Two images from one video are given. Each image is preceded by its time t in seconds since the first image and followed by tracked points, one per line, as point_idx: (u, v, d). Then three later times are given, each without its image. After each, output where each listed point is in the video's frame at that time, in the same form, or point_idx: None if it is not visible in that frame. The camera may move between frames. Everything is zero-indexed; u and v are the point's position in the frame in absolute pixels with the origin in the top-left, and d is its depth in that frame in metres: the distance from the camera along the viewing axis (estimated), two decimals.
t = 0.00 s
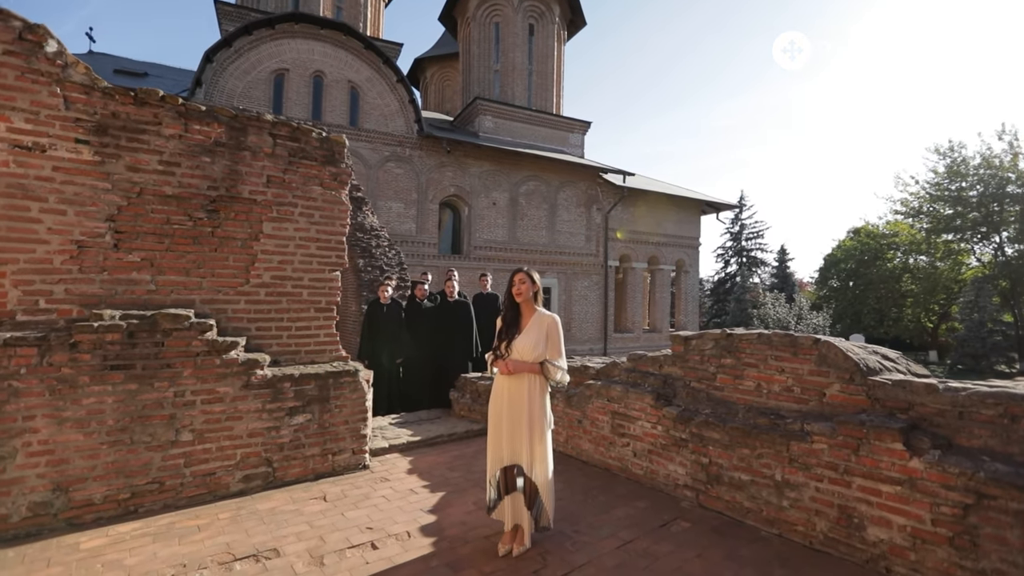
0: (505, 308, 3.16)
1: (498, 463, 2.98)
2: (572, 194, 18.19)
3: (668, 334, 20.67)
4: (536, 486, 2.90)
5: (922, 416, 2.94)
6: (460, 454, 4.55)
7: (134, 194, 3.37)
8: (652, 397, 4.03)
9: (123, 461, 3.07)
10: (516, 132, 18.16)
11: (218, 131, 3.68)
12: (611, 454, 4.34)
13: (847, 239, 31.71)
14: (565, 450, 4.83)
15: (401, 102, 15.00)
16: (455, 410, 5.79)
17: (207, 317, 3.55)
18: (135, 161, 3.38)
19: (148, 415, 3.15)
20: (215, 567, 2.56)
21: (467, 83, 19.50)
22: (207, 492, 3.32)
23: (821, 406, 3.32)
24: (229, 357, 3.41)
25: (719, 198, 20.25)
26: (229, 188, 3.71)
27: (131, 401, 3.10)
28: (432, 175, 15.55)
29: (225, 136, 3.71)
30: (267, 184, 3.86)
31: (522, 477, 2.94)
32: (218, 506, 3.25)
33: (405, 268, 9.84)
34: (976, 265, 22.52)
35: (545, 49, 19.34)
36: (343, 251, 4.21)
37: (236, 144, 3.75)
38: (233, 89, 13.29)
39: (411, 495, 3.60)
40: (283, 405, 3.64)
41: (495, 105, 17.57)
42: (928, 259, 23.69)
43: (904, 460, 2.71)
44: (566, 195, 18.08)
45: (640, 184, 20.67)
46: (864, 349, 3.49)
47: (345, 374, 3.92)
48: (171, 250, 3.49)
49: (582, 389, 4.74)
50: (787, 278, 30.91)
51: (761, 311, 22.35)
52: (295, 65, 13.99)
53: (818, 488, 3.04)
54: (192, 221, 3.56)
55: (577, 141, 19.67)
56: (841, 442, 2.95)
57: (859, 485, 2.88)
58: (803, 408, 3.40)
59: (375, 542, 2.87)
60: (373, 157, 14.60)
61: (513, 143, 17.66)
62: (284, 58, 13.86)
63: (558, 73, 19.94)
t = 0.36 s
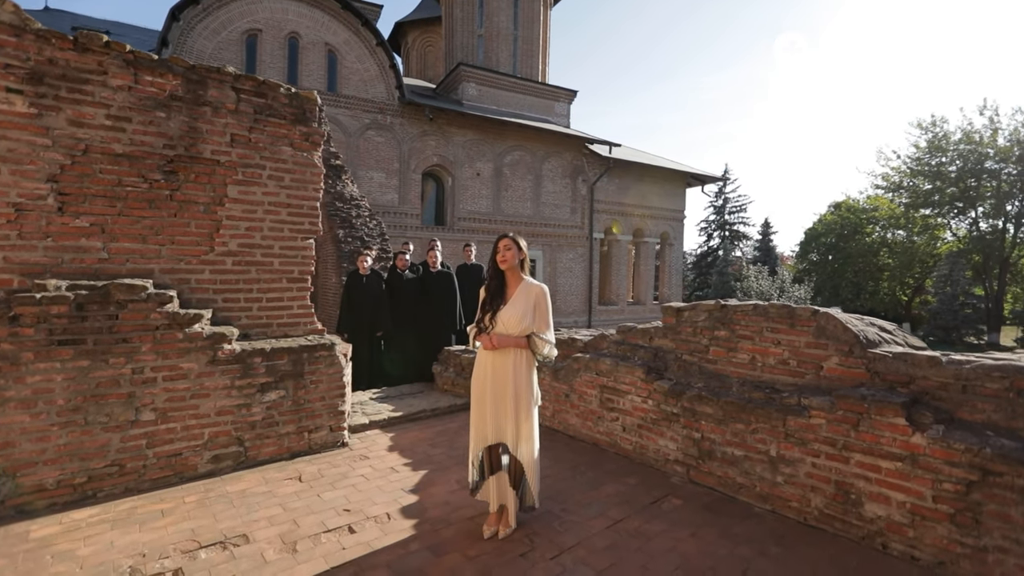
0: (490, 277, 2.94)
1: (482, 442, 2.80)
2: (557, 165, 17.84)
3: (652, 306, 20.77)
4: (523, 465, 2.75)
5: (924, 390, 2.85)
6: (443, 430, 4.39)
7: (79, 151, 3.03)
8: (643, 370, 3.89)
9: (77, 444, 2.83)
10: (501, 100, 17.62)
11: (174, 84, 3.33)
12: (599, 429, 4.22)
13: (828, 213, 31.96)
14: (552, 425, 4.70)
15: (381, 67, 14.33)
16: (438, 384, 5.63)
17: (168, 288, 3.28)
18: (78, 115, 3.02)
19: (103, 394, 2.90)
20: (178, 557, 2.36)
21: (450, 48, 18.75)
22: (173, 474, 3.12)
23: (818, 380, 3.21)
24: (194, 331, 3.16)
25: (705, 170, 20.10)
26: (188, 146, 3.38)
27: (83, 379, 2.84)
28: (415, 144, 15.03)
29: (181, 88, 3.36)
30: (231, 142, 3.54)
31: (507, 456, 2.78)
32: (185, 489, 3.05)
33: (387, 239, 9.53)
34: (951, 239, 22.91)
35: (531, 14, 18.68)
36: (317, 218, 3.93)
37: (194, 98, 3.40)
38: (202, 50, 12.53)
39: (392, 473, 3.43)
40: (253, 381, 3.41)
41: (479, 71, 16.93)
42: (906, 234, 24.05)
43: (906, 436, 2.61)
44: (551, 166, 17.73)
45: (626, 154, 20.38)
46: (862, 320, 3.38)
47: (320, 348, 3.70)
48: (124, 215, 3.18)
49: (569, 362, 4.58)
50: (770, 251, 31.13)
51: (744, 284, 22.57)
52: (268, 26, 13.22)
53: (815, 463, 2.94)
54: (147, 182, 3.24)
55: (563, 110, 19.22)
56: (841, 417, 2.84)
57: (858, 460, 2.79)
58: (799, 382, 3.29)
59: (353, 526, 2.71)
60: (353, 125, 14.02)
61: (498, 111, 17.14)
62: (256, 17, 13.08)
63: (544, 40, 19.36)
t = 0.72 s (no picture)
0: (475, 248, 2.69)
1: (467, 428, 2.60)
2: (542, 137, 17.42)
3: (636, 282, 20.74)
4: (512, 452, 2.56)
5: (932, 368, 2.72)
6: (427, 412, 4.19)
7: (7, 106, 2.66)
8: (637, 349, 3.72)
9: (19, 435, 2.55)
10: (484, 70, 17.02)
11: (118, 32, 2.95)
12: (590, 409, 4.07)
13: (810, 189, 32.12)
14: (540, 405, 4.54)
15: (358, 32, 13.61)
16: (421, 363, 5.41)
17: (120, 263, 2.96)
18: (4, 65, 2.64)
19: (48, 380, 2.61)
20: (134, 560, 2.14)
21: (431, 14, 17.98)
22: (132, 465, 2.87)
23: (820, 358, 3.07)
24: (150, 310, 2.87)
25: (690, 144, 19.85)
26: (137, 104, 3.02)
27: (23, 364, 2.54)
28: (395, 114, 14.46)
29: (126, 38, 2.97)
30: (187, 101, 3.18)
31: (494, 443, 2.59)
32: (145, 481, 2.80)
33: (367, 212, 9.15)
34: (928, 216, 23.18)
35: None
36: (287, 186, 3.61)
37: (142, 49, 3.02)
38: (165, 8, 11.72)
39: (372, 460, 3.23)
40: (220, 364, 3.15)
41: (461, 38, 16.24)
42: (884, 210, 24.34)
43: (916, 417, 2.49)
44: (535, 139, 17.30)
45: (611, 128, 20.01)
46: (865, 296, 3.23)
47: (293, 328, 3.43)
48: (65, 180, 2.83)
49: (558, 341, 4.39)
50: (753, 227, 31.26)
51: (728, 260, 22.68)
52: None
53: (817, 445, 2.82)
54: (91, 144, 2.89)
55: (548, 81, 18.71)
56: (847, 397, 2.71)
57: (863, 442, 2.67)
58: (800, 360, 3.15)
59: (330, 519, 2.50)
60: (330, 94, 13.38)
61: (481, 81, 16.57)
62: None
63: (528, 7, 18.76)
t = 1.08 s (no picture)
0: (461, 223, 2.45)
1: (454, 422, 2.38)
2: (521, 114, 16.99)
3: (616, 261, 20.71)
4: (504, 446, 2.37)
5: (940, 351, 2.61)
6: (409, 399, 3.97)
7: None
8: (631, 332, 3.54)
9: None
10: (462, 42, 16.43)
11: None
12: (581, 395, 3.91)
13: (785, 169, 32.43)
14: (527, 390, 4.36)
15: None
16: (401, 347, 5.16)
17: (60, 243, 2.63)
18: None
19: None
20: None
21: None
22: (81, 467, 2.58)
23: (823, 341, 2.94)
24: (95, 295, 2.55)
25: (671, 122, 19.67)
26: (72, 60, 2.64)
27: None
28: (369, 87, 13.85)
29: None
30: (132, 58, 2.80)
31: (484, 437, 2.38)
32: (96, 485, 2.52)
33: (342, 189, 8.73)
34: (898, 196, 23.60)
35: None
36: (251, 157, 3.28)
37: None
38: None
39: (351, 454, 3.00)
40: (179, 354, 2.86)
41: (438, 8, 15.56)
42: (857, 190, 24.95)
43: (927, 403, 2.38)
44: (515, 115, 16.87)
45: (592, 104, 19.68)
46: (866, 276, 3.10)
47: (260, 313, 3.15)
48: None
49: (546, 323, 4.19)
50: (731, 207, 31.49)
51: (707, 239, 22.83)
52: None
53: (822, 432, 2.71)
54: (18, 106, 2.52)
55: (527, 55, 18.23)
56: (854, 382, 2.58)
57: (870, 429, 2.56)
58: (801, 343, 3.02)
59: (306, 523, 2.28)
60: (300, 65, 12.70)
61: (459, 54, 16.00)
62: None
63: None
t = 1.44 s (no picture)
0: (448, 206, 2.22)
1: (443, 425, 2.17)
2: (494, 95, 16.57)
3: (589, 245, 20.67)
4: (498, 449, 2.18)
5: (942, 339, 2.53)
6: (387, 395, 3.74)
7: None
8: (622, 321, 3.39)
9: None
10: (432, 19, 15.84)
11: None
12: (568, 386, 3.75)
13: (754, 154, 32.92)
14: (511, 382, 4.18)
15: None
16: (375, 338, 4.89)
17: None
18: None
19: None
20: None
21: None
22: (14, 484, 2.27)
23: (821, 329, 2.84)
24: (23, 289, 2.21)
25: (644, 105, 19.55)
26: None
27: None
28: (335, 64, 13.21)
29: None
30: (60, 16, 2.43)
31: (476, 440, 2.18)
32: (31, 505, 2.23)
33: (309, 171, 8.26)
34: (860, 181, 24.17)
35: None
36: (205, 133, 2.95)
37: None
38: None
39: (326, 458, 2.77)
40: (128, 354, 2.55)
41: None
42: (821, 175, 25.69)
43: (934, 394, 2.30)
44: (488, 96, 16.45)
45: (566, 86, 19.39)
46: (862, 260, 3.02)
47: (221, 306, 2.85)
48: None
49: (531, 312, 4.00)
50: (702, 191, 31.85)
51: (680, 223, 23.00)
52: None
53: (822, 424, 2.62)
54: None
55: (500, 34, 17.75)
56: (858, 372, 2.49)
57: (873, 420, 2.47)
58: (799, 332, 2.92)
59: (278, 541, 2.06)
60: (261, 39, 11.98)
61: (429, 31, 15.42)
62: None
63: None
